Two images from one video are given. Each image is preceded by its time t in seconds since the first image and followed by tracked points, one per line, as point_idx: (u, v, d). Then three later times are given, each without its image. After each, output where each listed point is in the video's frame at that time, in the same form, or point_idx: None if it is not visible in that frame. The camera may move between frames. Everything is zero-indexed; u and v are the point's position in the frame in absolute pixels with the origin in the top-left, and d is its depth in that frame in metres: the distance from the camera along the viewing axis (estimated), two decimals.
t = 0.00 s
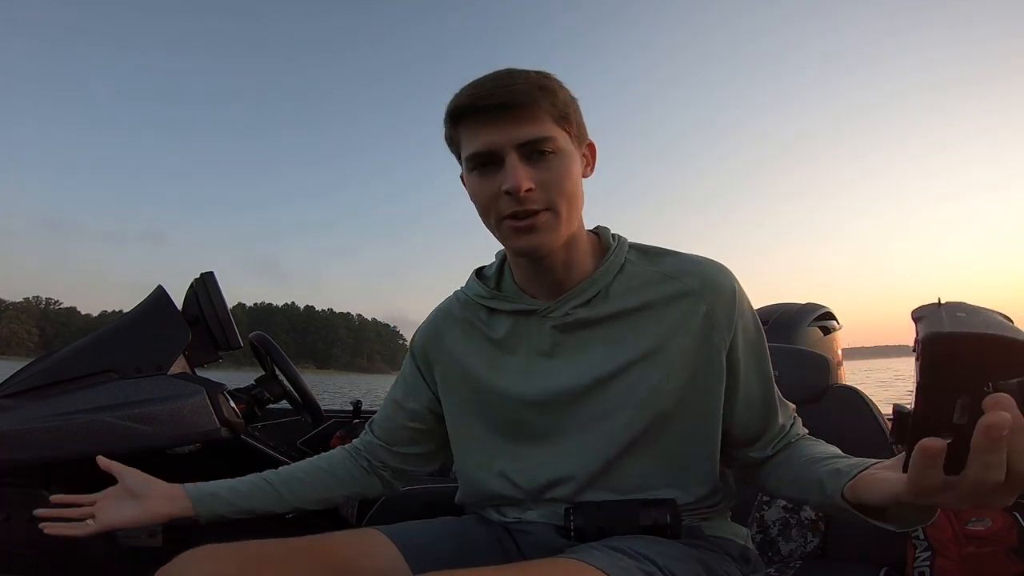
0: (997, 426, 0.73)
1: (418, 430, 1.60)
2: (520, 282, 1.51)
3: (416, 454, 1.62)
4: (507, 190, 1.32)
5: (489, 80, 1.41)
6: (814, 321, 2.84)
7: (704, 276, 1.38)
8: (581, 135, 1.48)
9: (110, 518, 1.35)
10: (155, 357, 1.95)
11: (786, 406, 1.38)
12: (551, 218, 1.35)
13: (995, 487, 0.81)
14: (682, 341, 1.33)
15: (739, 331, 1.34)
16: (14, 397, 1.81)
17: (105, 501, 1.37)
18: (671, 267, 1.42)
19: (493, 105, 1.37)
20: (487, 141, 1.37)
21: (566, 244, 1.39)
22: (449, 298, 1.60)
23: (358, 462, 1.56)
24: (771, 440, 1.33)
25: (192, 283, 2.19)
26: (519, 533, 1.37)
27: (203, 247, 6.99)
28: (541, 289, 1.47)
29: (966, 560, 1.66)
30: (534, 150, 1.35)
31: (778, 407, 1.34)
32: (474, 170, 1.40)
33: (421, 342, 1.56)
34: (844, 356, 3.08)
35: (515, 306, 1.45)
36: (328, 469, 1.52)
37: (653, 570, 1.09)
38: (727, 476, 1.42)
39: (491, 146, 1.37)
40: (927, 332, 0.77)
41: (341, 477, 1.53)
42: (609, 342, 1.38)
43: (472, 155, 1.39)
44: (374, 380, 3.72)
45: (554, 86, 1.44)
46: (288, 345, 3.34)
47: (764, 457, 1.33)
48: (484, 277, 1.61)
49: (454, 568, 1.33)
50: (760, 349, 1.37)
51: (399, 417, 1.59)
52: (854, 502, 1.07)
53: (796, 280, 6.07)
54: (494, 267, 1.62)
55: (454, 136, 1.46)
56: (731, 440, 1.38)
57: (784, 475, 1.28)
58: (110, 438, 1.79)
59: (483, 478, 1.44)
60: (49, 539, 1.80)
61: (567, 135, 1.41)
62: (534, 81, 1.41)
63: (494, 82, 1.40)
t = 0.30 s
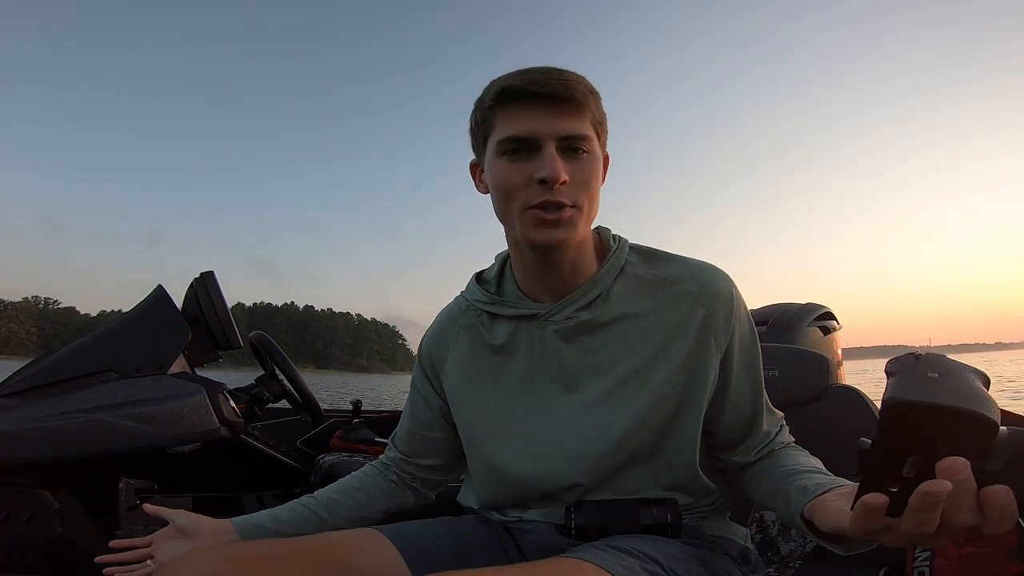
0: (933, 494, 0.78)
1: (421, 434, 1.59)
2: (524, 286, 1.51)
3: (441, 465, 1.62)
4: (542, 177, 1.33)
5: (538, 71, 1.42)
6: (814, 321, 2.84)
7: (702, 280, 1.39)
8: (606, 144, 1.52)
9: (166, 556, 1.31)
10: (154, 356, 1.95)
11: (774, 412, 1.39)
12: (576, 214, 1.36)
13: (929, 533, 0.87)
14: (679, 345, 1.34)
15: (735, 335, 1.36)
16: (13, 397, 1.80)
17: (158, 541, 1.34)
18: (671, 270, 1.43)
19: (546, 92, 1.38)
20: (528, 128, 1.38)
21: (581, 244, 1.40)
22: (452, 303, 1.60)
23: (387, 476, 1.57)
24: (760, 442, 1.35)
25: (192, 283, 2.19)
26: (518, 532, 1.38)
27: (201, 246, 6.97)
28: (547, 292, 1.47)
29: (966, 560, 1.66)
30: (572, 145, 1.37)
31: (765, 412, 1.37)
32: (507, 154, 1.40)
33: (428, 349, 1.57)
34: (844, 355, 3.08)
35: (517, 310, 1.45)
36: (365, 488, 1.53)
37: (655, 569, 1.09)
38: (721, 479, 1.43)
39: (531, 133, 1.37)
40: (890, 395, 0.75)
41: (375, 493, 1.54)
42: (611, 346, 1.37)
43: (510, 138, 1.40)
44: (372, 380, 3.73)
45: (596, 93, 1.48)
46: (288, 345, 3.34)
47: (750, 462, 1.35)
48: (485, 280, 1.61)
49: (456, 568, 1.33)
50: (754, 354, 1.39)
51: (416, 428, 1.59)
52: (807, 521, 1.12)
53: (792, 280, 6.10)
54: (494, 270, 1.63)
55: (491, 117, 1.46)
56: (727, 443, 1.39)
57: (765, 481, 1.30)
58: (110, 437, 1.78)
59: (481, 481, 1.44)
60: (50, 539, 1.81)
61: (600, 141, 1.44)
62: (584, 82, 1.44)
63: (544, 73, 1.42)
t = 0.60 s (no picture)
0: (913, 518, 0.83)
1: (418, 433, 1.59)
2: (523, 287, 1.51)
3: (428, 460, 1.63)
4: (531, 186, 1.33)
5: (525, 72, 1.42)
6: (814, 321, 2.84)
7: (703, 280, 1.38)
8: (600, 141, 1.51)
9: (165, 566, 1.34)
10: (154, 356, 1.95)
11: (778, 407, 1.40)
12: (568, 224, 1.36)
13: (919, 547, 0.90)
14: (680, 346, 1.34)
15: (736, 334, 1.36)
16: (13, 396, 1.80)
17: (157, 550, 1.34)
18: (672, 270, 1.42)
19: (532, 98, 1.38)
20: (516, 133, 1.38)
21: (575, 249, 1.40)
22: (450, 302, 1.60)
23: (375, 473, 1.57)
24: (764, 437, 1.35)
25: (192, 283, 2.19)
26: (518, 531, 1.38)
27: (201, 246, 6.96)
28: (544, 294, 1.47)
29: (966, 560, 1.65)
30: (561, 149, 1.36)
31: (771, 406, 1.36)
32: (496, 159, 1.40)
33: (423, 346, 1.56)
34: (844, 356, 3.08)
35: (515, 311, 1.44)
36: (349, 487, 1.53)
37: (656, 569, 1.09)
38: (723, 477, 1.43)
39: (519, 139, 1.37)
40: (880, 430, 0.81)
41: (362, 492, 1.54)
42: (611, 346, 1.37)
43: (496, 146, 1.40)
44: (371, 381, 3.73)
45: (585, 90, 1.47)
46: (287, 344, 3.34)
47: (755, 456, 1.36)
48: (483, 279, 1.61)
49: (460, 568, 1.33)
50: (755, 351, 1.39)
51: (405, 425, 1.59)
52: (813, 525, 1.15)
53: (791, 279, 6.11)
54: (492, 270, 1.63)
55: (478, 124, 1.46)
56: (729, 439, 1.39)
57: (772, 475, 1.31)
58: (110, 436, 1.79)
59: (482, 482, 1.44)
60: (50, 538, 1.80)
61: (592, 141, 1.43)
62: (571, 79, 1.43)
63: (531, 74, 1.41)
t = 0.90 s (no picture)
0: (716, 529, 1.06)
1: (420, 435, 1.59)
2: (523, 286, 1.51)
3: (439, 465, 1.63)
4: (523, 158, 1.33)
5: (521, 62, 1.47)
6: (814, 321, 2.84)
7: (704, 280, 1.39)
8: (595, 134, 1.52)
9: None
10: (154, 356, 1.95)
11: (778, 405, 1.41)
12: (561, 195, 1.34)
13: None
14: (680, 345, 1.34)
15: (736, 334, 1.36)
16: (13, 397, 1.79)
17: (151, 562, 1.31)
18: (674, 269, 1.42)
19: (524, 80, 1.42)
20: (511, 114, 1.40)
21: (569, 227, 1.36)
22: (448, 302, 1.60)
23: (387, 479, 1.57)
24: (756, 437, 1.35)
25: (192, 283, 2.19)
26: (519, 533, 1.37)
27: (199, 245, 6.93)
28: (545, 293, 1.47)
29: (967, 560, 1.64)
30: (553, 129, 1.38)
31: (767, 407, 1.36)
32: (491, 140, 1.41)
33: (424, 348, 1.57)
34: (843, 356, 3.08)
35: (514, 311, 1.44)
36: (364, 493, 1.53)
37: (660, 570, 1.09)
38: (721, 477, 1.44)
39: (513, 120, 1.39)
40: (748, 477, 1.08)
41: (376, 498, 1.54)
42: (611, 346, 1.37)
43: (490, 132, 1.42)
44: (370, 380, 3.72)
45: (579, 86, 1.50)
46: (286, 345, 3.33)
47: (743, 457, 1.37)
48: (482, 279, 1.61)
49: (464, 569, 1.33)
50: (756, 351, 1.38)
51: (414, 430, 1.59)
52: None
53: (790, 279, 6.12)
54: (490, 269, 1.62)
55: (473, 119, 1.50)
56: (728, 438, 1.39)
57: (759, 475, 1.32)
58: (110, 437, 1.78)
59: (482, 482, 1.44)
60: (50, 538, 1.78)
61: (585, 128, 1.44)
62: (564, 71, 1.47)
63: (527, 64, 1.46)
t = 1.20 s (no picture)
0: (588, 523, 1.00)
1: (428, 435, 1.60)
2: (529, 285, 1.52)
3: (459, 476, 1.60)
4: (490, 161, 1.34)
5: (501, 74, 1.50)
6: (814, 321, 2.84)
7: (709, 284, 1.38)
8: (592, 127, 1.48)
9: None
10: (155, 356, 1.95)
11: (790, 417, 1.37)
12: (529, 188, 1.31)
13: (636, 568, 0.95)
14: (682, 347, 1.34)
15: (740, 338, 1.36)
16: (13, 397, 1.78)
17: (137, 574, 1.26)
18: (679, 272, 1.42)
19: (496, 88, 1.45)
20: (489, 123, 1.43)
21: (548, 219, 1.33)
22: (458, 300, 1.62)
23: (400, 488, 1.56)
24: (761, 448, 1.32)
25: (192, 283, 2.19)
26: (519, 532, 1.38)
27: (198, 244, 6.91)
28: (549, 292, 1.49)
29: (967, 560, 1.65)
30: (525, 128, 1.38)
31: (770, 417, 1.33)
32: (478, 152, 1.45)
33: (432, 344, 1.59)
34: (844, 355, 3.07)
35: (519, 310, 1.46)
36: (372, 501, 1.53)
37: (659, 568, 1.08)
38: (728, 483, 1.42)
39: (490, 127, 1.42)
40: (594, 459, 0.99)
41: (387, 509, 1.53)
42: (613, 346, 1.37)
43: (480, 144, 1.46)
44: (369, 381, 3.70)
45: (566, 82, 1.48)
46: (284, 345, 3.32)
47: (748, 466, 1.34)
48: (491, 278, 1.62)
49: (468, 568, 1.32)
50: (761, 358, 1.37)
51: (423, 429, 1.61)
52: None
53: (789, 279, 6.11)
54: (500, 269, 1.63)
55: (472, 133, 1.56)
56: (734, 442, 1.39)
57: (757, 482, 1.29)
58: (110, 437, 1.78)
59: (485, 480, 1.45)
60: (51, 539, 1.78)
61: (567, 121, 1.41)
62: (541, 71, 1.47)
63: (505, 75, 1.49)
